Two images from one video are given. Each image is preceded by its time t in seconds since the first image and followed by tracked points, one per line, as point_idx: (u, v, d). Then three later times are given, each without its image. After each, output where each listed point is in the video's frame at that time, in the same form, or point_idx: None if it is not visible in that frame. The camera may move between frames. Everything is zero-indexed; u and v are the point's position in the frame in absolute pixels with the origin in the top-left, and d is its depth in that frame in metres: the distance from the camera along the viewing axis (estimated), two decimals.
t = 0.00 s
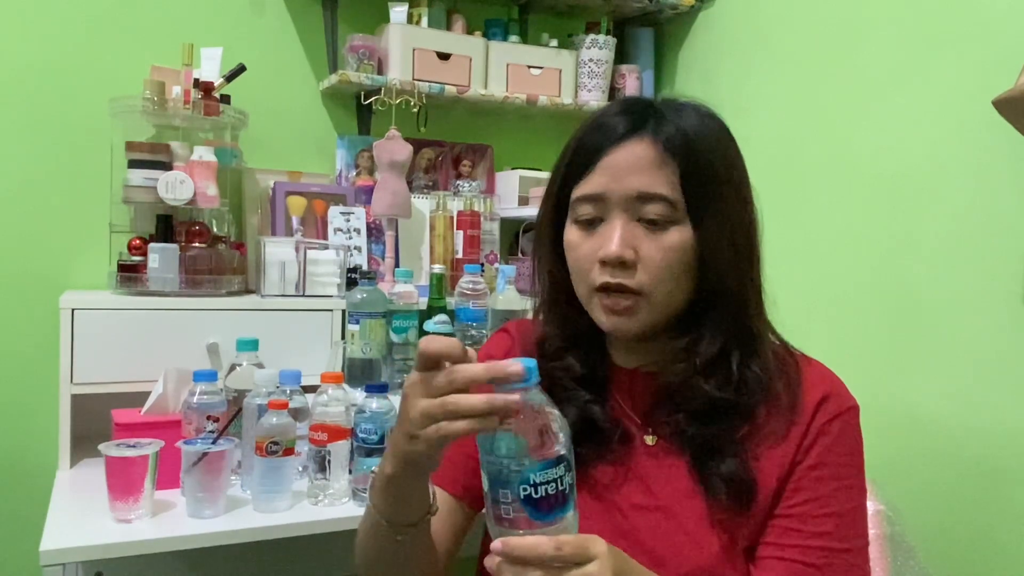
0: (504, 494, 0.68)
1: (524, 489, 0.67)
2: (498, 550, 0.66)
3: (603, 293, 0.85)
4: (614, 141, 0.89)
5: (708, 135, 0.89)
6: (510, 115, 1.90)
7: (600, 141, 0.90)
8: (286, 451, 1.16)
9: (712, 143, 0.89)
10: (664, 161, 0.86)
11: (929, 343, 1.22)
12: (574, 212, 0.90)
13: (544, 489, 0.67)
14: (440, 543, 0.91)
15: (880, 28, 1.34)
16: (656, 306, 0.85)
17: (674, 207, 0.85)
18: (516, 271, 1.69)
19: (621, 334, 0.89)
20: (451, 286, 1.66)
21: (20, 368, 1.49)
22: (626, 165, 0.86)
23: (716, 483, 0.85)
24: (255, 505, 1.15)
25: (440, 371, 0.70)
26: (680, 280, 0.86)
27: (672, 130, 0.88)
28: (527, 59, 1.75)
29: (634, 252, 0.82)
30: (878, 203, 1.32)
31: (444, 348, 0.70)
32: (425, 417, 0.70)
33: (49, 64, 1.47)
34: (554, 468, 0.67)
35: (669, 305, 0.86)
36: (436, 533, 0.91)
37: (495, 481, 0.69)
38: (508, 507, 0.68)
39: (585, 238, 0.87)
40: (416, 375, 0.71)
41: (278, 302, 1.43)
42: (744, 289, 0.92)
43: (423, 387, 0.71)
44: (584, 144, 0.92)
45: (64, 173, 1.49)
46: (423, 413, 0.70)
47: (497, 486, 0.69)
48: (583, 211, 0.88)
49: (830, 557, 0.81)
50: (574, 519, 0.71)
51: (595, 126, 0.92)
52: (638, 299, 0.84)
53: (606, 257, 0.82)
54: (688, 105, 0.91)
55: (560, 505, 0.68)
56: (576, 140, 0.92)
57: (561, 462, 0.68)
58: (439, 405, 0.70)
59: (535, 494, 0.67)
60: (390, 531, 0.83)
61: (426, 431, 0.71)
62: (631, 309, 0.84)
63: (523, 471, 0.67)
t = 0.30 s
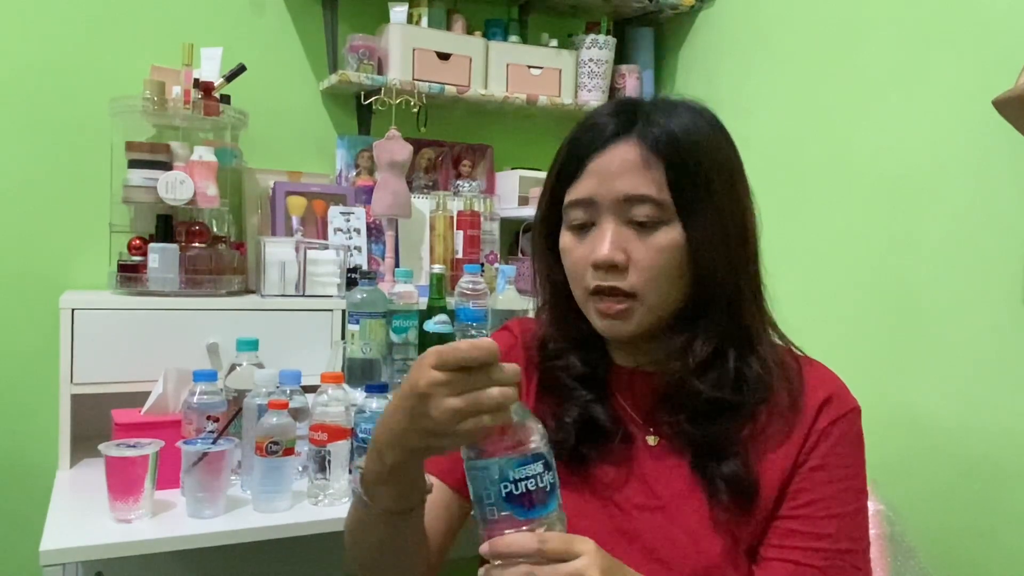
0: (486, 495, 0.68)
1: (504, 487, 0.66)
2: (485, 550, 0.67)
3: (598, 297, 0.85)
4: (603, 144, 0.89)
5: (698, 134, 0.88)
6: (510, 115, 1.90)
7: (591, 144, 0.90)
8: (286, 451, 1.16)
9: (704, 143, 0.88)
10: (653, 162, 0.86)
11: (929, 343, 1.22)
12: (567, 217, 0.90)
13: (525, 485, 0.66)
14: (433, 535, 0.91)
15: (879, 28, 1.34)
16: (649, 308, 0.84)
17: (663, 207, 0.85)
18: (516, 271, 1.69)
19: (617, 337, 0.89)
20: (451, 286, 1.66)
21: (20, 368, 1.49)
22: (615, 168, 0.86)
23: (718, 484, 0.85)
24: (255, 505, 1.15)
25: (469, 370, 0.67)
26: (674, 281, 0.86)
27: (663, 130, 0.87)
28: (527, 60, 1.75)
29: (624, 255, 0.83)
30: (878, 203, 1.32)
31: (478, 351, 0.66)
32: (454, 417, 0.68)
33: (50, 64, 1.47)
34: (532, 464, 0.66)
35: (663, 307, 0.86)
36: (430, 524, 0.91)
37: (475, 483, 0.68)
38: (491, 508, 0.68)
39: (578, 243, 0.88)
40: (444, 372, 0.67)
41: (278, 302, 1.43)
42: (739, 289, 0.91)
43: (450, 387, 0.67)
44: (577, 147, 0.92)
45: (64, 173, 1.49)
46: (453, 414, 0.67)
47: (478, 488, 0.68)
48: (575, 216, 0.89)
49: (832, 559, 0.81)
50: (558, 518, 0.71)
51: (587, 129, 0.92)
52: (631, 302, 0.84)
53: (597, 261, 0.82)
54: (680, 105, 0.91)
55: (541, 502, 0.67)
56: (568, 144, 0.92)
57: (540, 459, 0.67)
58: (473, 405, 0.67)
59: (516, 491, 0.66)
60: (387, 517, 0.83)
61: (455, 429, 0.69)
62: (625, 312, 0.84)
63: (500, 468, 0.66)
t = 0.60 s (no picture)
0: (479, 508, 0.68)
1: (498, 497, 0.67)
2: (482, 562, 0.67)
3: (592, 297, 0.85)
4: (596, 144, 0.89)
5: (691, 133, 0.88)
6: (510, 115, 1.90)
7: (584, 144, 0.90)
8: (286, 451, 1.16)
9: (698, 141, 0.88)
10: (645, 161, 0.86)
11: (929, 343, 1.22)
12: (561, 217, 0.90)
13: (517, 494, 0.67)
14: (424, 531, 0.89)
15: (879, 28, 1.34)
16: (643, 308, 0.84)
17: (655, 207, 0.85)
18: (516, 271, 1.69)
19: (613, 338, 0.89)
20: (451, 286, 1.66)
21: (20, 368, 1.49)
22: (606, 167, 0.86)
23: (718, 486, 0.84)
24: (255, 505, 1.15)
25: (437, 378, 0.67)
26: (668, 280, 0.86)
27: (656, 129, 0.87)
28: (527, 60, 1.75)
29: (616, 255, 0.83)
30: (878, 203, 1.32)
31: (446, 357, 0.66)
32: (425, 424, 0.68)
33: (49, 64, 1.47)
34: (523, 474, 0.67)
35: (657, 307, 0.86)
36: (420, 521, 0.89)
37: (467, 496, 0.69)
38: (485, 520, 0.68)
39: (572, 243, 0.88)
40: (412, 381, 0.68)
41: (278, 302, 1.43)
42: (735, 289, 0.91)
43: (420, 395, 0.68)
44: (570, 149, 0.92)
45: (64, 173, 1.49)
46: (424, 421, 0.68)
47: (471, 502, 0.68)
48: (569, 216, 0.89)
49: (833, 562, 0.81)
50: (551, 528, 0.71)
51: (579, 130, 0.92)
52: (625, 302, 0.84)
53: (589, 261, 0.83)
54: (674, 104, 0.90)
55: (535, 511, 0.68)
56: (563, 144, 0.93)
57: (530, 469, 0.68)
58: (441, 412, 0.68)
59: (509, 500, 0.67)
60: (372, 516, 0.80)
61: (428, 436, 0.69)
62: (619, 312, 0.85)
63: (492, 480, 0.67)
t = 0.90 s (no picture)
0: (489, 485, 0.67)
1: (503, 481, 0.65)
2: (484, 537, 0.67)
3: (583, 298, 0.85)
4: (588, 145, 0.89)
5: (683, 134, 0.88)
6: (510, 115, 1.90)
7: (575, 146, 0.90)
8: (286, 451, 1.16)
9: (690, 142, 0.88)
10: (634, 163, 0.86)
11: (929, 343, 1.22)
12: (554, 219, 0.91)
13: (523, 482, 0.64)
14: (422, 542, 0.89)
15: (880, 28, 1.34)
16: (634, 309, 0.84)
17: (644, 208, 0.84)
18: (516, 271, 1.69)
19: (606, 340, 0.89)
20: (451, 286, 1.66)
21: (20, 368, 1.49)
22: (596, 169, 0.86)
23: (716, 486, 0.84)
24: (255, 505, 1.15)
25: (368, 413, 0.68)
26: (659, 281, 0.85)
27: (646, 131, 0.87)
28: (527, 60, 1.75)
29: (605, 257, 0.83)
30: (878, 204, 1.32)
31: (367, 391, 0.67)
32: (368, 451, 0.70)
33: (49, 63, 1.47)
34: (531, 461, 0.64)
35: (649, 308, 0.85)
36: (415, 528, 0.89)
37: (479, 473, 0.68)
38: (493, 498, 0.67)
39: (564, 245, 0.88)
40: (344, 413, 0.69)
41: (278, 302, 1.43)
42: (730, 289, 0.91)
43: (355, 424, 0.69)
44: (563, 151, 0.92)
45: (63, 173, 1.49)
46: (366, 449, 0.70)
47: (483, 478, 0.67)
48: (560, 218, 0.89)
49: (831, 562, 0.81)
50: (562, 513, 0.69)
51: (571, 132, 0.92)
52: (615, 302, 0.84)
53: (579, 263, 0.83)
54: (667, 105, 0.90)
55: (541, 498, 0.65)
56: (557, 145, 0.93)
57: (542, 455, 0.65)
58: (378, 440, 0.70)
59: (515, 486, 0.64)
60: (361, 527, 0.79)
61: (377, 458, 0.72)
62: (610, 313, 0.85)
63: (499, 463, 0.64)
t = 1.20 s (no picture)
0: (479, 489, 0.66)
1: (493, 484, 0.64)
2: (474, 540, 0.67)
3: (583, 297, 0.86)
4: (588, 145, 0.89)
5: (684, 134, 0.88)
6: (510, 115, 1.90)
7: (577, 145, 0.90)
8: (286, 451, 1.16)
9: (691, 143, 0.88)
10: (635, 164, 0.86)
11: (929, 343, 1.22)
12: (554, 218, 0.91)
13: (513, 484, 0.64)
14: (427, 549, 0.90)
15: (880, 28, 1.34)
16: (634, 308, 0.85)
17: (644, 209, 0.85)
18: (516, 271, 1.69)
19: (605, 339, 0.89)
20: (451, 286, 1.66)
21: (21, 368, 1.49)
22: (596, 169, 0.86)
23: (714, 486, 0.84)
24: (255, 505, 1.15)
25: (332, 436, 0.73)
26: (659, 281, 0.86)
27: (647, 131, 0.87)
28: (527, 60, 1.75)
29: (605, 257, 0.83)
30: (878, 203, 1.32)
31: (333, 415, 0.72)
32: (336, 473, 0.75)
33: (50, 63, 1.47)
34: (520, 463, 0.64)
35: (649, 307, 0.86)
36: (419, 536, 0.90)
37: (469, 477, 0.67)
38: (483, 501, 0.66)
39: (564, 244, 0.88)
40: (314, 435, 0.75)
41: (278, 302, 1.43)
42: (729, 289, 0.91)
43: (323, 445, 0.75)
44: (563, 151, 0.92)
45: (63, 173, 1.49)
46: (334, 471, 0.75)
47: (473, 482, 0.67)
48: (561, 217, 0.89)
49: (829, 561, 0.81)
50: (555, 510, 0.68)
51: (572, 131, 0.92)
52: (615, 302, 0.84)
53: (579, 262, 0.83)
54: (668, 105, 0.90)
55: (531, 499, 0.65)
56: (557, 145, 0.93)
57: (529, 457, 0.64)
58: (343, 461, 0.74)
59: (505, 489, 0.64)
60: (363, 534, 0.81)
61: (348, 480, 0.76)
62: (611, 312, 0.85)
63: (487, 466, 0.64)
